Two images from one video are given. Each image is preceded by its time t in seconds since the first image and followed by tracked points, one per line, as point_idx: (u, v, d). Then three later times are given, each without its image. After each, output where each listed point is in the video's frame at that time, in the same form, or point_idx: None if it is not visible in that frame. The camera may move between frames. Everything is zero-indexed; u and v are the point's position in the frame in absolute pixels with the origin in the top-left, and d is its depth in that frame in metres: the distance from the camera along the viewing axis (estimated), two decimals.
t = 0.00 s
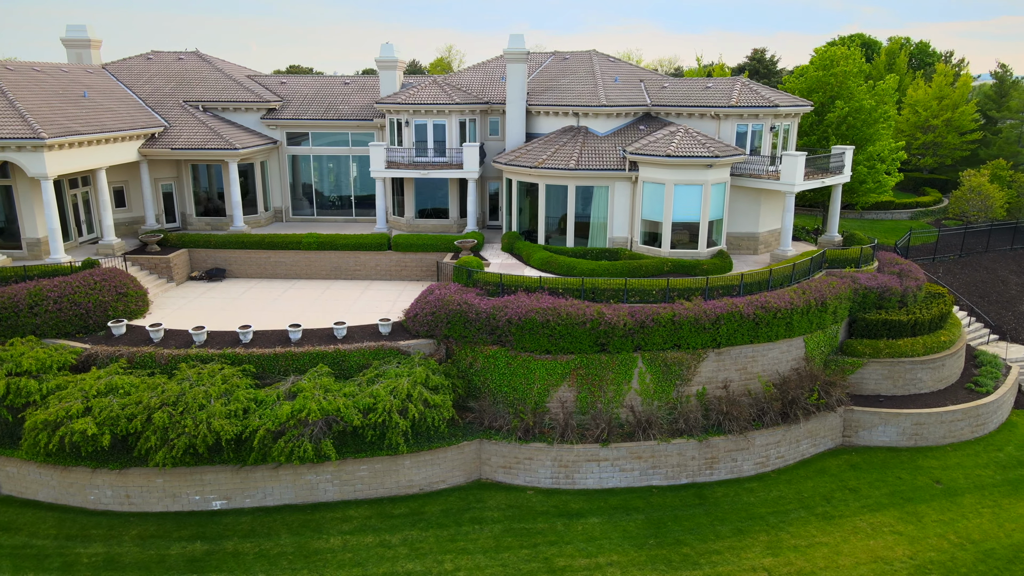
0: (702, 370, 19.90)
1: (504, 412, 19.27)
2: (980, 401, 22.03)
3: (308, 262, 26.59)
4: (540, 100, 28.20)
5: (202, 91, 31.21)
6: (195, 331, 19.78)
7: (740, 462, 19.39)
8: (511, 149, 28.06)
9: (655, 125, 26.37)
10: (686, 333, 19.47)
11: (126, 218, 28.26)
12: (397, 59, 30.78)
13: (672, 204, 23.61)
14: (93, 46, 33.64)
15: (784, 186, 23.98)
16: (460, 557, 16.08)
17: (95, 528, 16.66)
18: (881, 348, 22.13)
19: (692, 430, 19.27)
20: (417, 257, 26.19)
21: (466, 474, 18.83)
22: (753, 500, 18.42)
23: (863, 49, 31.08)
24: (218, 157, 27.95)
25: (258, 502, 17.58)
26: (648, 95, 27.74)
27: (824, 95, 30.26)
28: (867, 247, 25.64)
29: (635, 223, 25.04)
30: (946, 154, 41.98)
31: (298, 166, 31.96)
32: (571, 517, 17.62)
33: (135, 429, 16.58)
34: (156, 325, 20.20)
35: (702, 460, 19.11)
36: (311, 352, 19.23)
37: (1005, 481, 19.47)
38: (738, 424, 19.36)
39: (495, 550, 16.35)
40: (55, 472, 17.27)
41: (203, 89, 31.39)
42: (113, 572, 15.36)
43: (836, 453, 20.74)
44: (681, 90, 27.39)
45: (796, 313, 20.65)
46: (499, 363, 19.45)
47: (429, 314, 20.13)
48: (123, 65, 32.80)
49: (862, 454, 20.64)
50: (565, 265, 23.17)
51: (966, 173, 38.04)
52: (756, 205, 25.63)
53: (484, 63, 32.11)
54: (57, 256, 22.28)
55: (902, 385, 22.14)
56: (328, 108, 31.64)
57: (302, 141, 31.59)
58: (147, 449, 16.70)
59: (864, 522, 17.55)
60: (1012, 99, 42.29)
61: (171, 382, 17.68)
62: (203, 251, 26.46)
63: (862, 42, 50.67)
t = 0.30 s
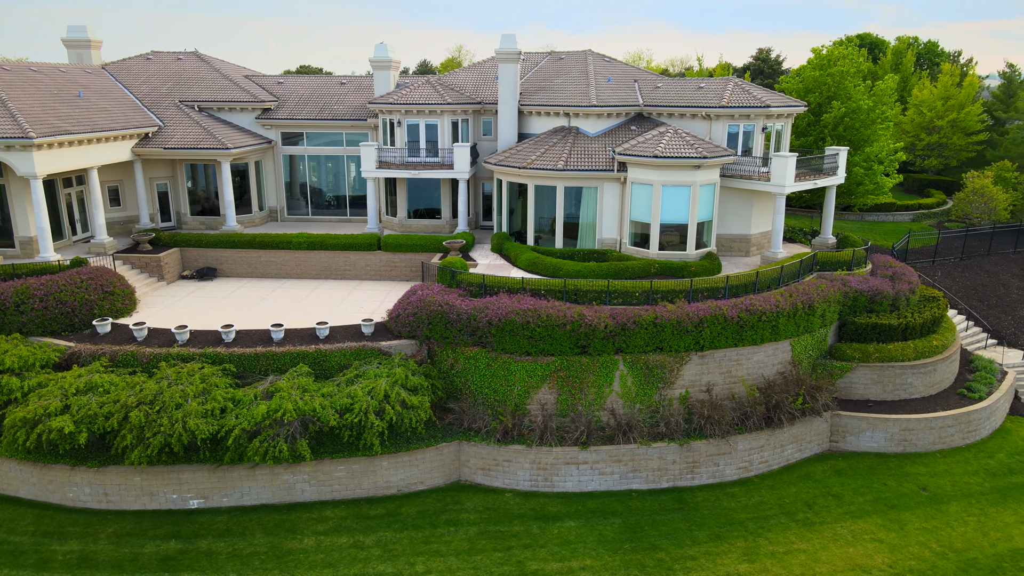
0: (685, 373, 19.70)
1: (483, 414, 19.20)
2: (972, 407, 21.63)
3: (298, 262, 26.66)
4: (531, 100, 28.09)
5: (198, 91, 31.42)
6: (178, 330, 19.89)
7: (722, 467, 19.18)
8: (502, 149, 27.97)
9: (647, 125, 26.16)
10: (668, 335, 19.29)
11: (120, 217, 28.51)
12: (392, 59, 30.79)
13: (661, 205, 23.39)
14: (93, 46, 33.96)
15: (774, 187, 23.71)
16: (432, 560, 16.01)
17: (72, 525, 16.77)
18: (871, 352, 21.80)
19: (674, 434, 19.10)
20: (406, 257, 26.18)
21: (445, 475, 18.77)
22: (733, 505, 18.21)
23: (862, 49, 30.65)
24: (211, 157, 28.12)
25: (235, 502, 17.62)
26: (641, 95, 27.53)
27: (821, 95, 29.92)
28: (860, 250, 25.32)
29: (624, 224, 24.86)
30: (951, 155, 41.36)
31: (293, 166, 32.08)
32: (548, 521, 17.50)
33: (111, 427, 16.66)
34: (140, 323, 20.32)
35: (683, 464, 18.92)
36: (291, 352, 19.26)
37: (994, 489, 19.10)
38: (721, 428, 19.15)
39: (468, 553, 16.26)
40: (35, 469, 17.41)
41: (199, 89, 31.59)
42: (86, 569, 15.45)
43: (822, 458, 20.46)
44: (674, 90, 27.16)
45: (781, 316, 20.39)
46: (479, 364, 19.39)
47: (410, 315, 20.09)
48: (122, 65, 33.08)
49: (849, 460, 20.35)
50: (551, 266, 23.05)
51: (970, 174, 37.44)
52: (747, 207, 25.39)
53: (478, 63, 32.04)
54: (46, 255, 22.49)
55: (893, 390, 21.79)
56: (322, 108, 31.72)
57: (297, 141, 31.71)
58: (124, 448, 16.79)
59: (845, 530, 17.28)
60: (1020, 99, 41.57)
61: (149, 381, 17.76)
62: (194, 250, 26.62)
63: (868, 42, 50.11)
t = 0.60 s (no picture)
0: (668, 376, 19.54)
1: (464, 414, 19.16)
2: (964, 412, 21.25)
3: (289, 261, 26.78)
4: (524, 100, 28.00)
5: (196, 91, 31.65)
6: (163, 329, 20.03)
7: (705, 471, 18.99)
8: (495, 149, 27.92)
9: (639, 125, 25.99)
10: (650, 337, 19.12)
11: (117, 215, 28.81)
12: (387, 59, 30.84)
13: (649, 206, 23.21)
14: (95, 46, 34.32)
15: (766, 189, 23.47)
16: (405, 561, 15.98)
17: (52, 521, 16.93)
18: (861, 356, 21.49)
19: (655, 437, 18.94)
20: (396, 257, 26.20)
21: (425, 476, 18.74)
22: (713, 510, 18.03)
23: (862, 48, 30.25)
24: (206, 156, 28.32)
25: (214, 500, 17.71)
26: (634, 95, 27.35)
27: (818, 96, 29.61)
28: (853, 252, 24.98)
29: (613, 225, 24.71)
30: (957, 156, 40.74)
31: (289, 165, 32.24)
32: (525, 523, 17.42)
33: (91, 425, 16.80)
34: (126, 322, 20.49)
35: (664, 467, 18.76)
36: (273, 351, 19.33)
37: (982, 497, 18.73)
38: (703, 432, 18.96)
39: (441, 555, 16.22)
40: (18, 465, 17.59)
41: (197, 88, 31.83)
42: (62, 565, 15.58)
43: (808, 463, 20.20)
44: (667, 90, 26.96)
45: (767, 318, 20.16)
46: (461, 365, 19.35)
47: (393, 315, 20.09)
48: (123, 66, 33.42)
49: (836, 465, 20.07)
50: (538, 267, 22.96)
51: (975, 176, 36.84)
52: (739, 208, 25.18)
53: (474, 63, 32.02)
54: (38, 252, 22.76)
55: (883, 395, 21.47)
56: (319, 108, 31.85)
57: (293, 140, 31.85)
58: (103, 445, 16.92)
59: (826, 537, 17.03)
60: None
61: (131, 379, 17.88)
62: (187, 249, 26.82)
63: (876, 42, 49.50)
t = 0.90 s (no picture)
0: (652, 378, 19.40)
1: (446, 415, 19.15)
2: (958, 419, 20.86)
3: (284, 260, 26.94)
4: (520, 100, 27.94)
5: (198, 90, 31.95)
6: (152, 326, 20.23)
7: (688, 474, 18.82)
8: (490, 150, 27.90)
9: (633, 125, 25.83)
10: (634, 339, 18.99)
11: (117, 214, 29.17)
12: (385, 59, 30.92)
13: (639, 207, 23.04)
14: (100, 47, 34.75)
15: (758, 190, 23.16)
16: (380, 561, 16.00)
17: (36, 515, 17.16)
18: (852, 360, 21.18)
19: (638, 439, 18.80)
20: (389, 257, 26.25)
21: (406, 476, 18.76)
22: (695, 514, 17.86)
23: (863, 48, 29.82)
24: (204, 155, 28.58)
25: (196, 496, 17.85)
26: (629, 95, 27.19)
27: (818, 96, 29.26)
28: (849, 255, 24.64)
29: (605, 226, 24.57)
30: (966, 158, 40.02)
31: (288, 165, 32.44)
32: (503, 525, 17.37)
33: (75, 421, 17.00)
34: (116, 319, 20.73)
35: (647, 471, 18.62)
36: (258, 349, 19.44)
37: (972, 505, 18.38)
38: (687, 436, 18.79)
39: (417, 555, 16.22)
40: (5, 460, 17.86)
41: (199, 88, 32.12)
42: (42, 559, 15.78)
43: (796, 468, 19.96)
44: (663, 90, 26.76)
45: (755, 321, 19.92)
46: (444, 365, 19.35)
47: (378, 314, 20.13)
48: (127, 66, 33.83)
49: (823, 471, 19.80)
50: (527, 268, 22.90)
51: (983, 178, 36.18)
52: (733, 210, 24.96)
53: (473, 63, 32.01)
54: (34, 250, 23.10)
55: (874, 400, 21.15)
56: (318, 108, 32.01)
57: (292, 140, 32.05)
58: (87, 441, 17.11)
59: (807, 543, 16.79)
60: None
61: (116, 376, 18.07)
62: (184, 248, 27.08)
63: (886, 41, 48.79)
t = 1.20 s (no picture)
0: (638, 380, 19.27)
1: (431, 415, 19.17)
2: (952, 426, 20.47)
3: (280, 259, 27.15)
4: (516, 100, 27.90)
5: (201, 90, 32.30)
6: (143, 323, 20.48)
7: (673, 478, 18.68)
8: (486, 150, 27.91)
9: (628, 126, 25.69)
10: (619, 341, 18.87)
11: (120, 212, 29.59)
12: (384, 59, 31.03)
13: (631, 208, 22.90)
14: (108, 47, 35.25)
15: (752, 191, 22.93)
16: (357, 560, 16.05)
17: (24, 509, 17.44)
18: (843, 364, 20.88)
19: (622, 442, 18.69)
20: (384, 257, 26.34)
21: (390, 475, 18.80)
22: (676, 518, 17.72)
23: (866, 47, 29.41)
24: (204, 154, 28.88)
25: (181, 493, 18.04)
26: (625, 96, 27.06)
27: (819, 96, 28.89)
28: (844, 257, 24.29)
29: (597, 227, 24.45)
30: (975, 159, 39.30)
31: (289, 164, 32.70)
32: (483, 525, 17.37)
33: (61, 416, 17.25)
34: (109, 316, 21.02)
35: (631, 474, 18.51)
36: (245, 347, 19.61)
37: (962, 514, 18.03)
38: (671, 439, 18.64)
39: (394, 555, 16.26)
40: None
41: (202, 88, 32.47)
42: (26, 552, 16.03)
43: (784, 473, 19.71)
44: (659, 90, 26.58)
45: (743, 324, 19.71)
46: (429, 365, 19.38)
47: (364, 314, 20.20)
48: (133, 66, 34.29)
49: (812, 476, 19.54)
50: (517, 269, 22.86)
51: (992, 179, 35.54)
52: (727, 212, 24.75)
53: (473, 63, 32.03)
54: (32, 247, 23.49)
55: (866, 405, 20.82)
56: (319, 108, 32.22)
57: (293, 140, 32.30)
58: (73, 436, 17.36)
59: (788, 549, 16.59)
60: None
61: (104, 372, 18.31)
62: (182, 246, 27.39)
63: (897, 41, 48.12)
